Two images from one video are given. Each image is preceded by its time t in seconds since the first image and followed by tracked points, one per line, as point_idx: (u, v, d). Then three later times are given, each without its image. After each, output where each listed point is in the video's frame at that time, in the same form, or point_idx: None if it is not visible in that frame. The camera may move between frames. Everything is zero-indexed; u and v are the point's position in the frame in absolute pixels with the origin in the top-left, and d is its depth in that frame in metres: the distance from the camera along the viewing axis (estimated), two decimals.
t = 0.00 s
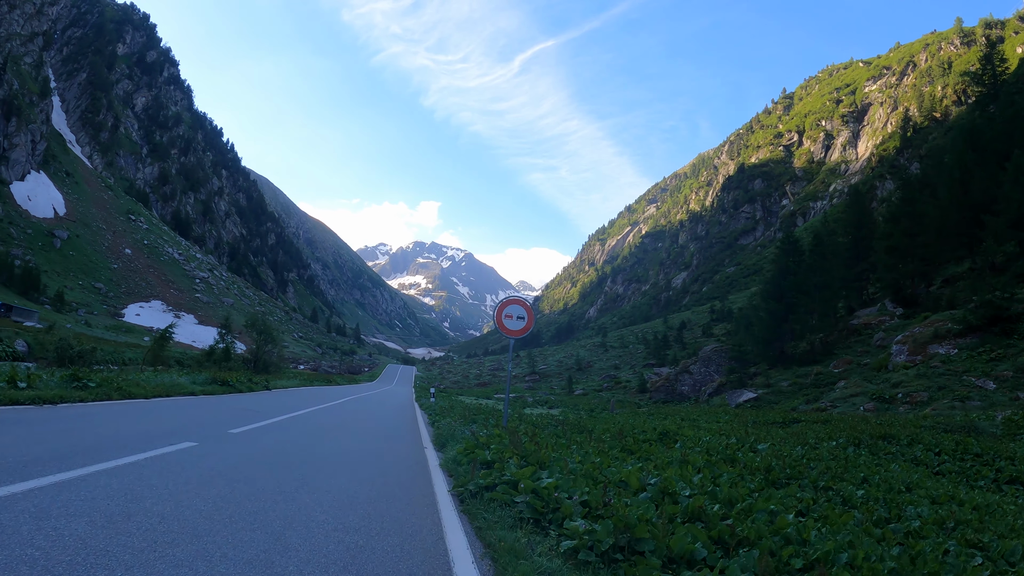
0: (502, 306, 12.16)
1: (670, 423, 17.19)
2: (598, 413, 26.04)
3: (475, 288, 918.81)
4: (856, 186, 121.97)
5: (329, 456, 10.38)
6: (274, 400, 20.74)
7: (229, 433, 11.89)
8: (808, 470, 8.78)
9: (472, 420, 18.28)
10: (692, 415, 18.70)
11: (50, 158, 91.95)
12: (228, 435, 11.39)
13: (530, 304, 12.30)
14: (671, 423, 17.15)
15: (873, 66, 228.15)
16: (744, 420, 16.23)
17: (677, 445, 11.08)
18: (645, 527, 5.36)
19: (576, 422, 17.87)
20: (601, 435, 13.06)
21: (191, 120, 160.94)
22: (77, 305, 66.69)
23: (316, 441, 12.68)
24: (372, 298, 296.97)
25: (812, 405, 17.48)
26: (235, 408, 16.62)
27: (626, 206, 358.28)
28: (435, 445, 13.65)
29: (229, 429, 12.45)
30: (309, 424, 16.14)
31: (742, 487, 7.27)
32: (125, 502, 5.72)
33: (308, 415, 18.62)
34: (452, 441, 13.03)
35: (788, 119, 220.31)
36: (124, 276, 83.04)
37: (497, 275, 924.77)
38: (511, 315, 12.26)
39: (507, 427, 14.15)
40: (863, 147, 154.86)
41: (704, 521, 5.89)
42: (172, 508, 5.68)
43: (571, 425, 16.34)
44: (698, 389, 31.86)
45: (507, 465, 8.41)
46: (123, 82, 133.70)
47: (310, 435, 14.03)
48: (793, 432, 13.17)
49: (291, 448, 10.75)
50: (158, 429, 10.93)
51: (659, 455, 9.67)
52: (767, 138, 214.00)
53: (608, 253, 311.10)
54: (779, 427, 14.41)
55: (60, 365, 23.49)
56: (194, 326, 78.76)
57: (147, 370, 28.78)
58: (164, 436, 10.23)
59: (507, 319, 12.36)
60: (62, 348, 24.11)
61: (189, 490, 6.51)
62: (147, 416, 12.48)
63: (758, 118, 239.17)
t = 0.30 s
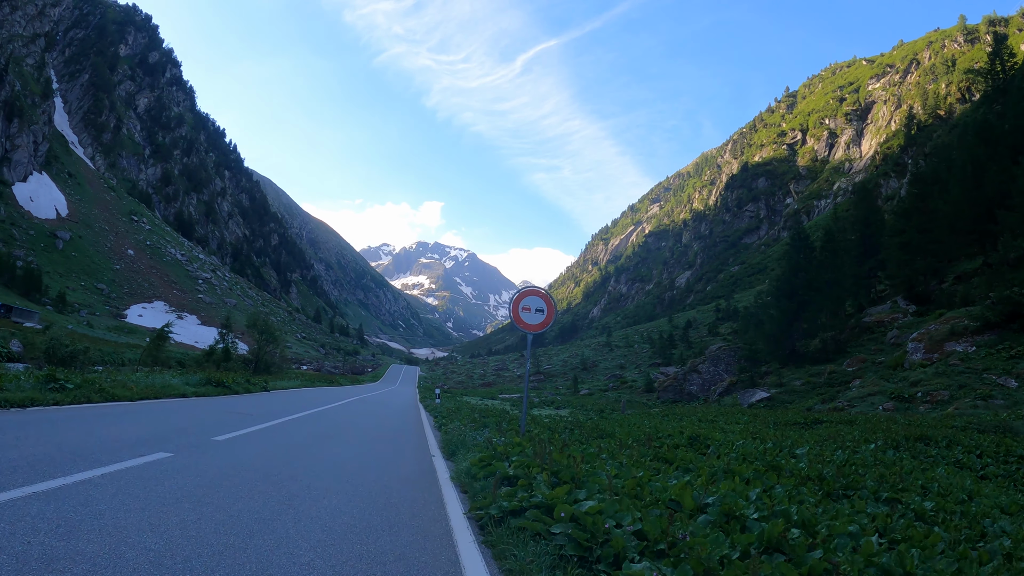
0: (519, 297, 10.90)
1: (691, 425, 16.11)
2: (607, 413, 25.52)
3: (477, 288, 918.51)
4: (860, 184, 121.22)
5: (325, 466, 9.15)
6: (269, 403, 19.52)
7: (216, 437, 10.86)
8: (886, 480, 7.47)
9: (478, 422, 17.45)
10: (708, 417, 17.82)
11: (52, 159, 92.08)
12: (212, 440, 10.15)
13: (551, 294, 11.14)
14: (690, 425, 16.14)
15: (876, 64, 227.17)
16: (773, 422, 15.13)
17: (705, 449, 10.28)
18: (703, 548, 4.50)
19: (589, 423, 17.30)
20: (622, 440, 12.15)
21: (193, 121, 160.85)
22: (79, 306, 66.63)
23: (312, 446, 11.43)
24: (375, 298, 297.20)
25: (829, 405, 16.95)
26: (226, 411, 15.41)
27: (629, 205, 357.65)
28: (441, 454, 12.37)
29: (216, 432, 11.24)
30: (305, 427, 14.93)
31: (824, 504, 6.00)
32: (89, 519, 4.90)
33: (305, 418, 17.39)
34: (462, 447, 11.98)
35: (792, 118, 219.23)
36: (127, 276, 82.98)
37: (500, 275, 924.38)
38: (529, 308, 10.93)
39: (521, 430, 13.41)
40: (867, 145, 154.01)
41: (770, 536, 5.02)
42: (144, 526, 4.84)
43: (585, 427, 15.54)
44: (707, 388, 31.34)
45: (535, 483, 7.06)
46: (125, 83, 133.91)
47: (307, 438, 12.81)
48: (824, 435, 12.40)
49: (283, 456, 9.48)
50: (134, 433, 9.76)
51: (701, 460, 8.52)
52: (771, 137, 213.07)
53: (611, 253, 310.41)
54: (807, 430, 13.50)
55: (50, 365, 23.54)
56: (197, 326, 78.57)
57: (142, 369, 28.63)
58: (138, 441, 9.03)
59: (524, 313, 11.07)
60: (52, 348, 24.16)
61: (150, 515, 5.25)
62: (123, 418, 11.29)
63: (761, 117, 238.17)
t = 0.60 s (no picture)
0: (535, 287, 10.10)
1: (708, 425, 15.28)
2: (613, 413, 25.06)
3: (478, 288, 918.41)
4: (862, 182, 120.74)
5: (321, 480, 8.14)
6: (258, 405, 18.44)
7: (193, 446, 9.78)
8: (973, 490, 6.48)
9: (481, 422, 16.78)
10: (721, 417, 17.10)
11: (52, 159, 91.78)
12: (191, 452, 9.09)
13: (572, 281, 10.31)
14: (704, 425, 15.39)
15: (877, 62, 226.75)
16: (795, 423, 14.29)
17: (737, 456, 9.34)
18: None
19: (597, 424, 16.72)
20: (642, 444, 11.26)
21: (193, 121, 160.42)
22: (78, 306, 66.26)
23: (306, 454, 10.43)
24: (376, 298, 296.99)
25: (843, 405, 16.42)
26: (211, 416, 14.33)
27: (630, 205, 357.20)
28: (447, 459, 11.42)
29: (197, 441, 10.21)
30: (298, 432, 13.92)
31: (925, 524, 4.99)
32: None
33: (298, 422, 16.37)
34: (469, 451, 11.19)
35: (792, 116, 218.83)
36: (127, 276, 82.58)
37: (501, 274, 924.05)
38: (548, 297, 10.15)
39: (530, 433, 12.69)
40: (868, 144, 153.51)
41: None
42: None
43: (594, 429, 14.77)
44: (714, 388, 30.92)
45: (571, 507, 5.63)
46: (125, 83, 133.55)
47: (300, 445, 11.79)
48: (859, 439, 11.48)
49: (272, 471, 8.45)
50: (101, 445, 8.69)
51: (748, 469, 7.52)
52: (772, 136, 212.57)
53: (611, 252, 310.01)
54: (834, 432, 12.70)
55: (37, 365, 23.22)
56: (196, 327, 78.20)
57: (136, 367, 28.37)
58: (106, 455, 7.99)
59: (541, 303, 10.32)
60: (42, 347, 23.86)
61: (90, 555, 4.23)
62: (90, 428, 10.16)
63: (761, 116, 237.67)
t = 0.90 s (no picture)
0: (557, 273, 9.31)
1: (725, 427, 14.52)
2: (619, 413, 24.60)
3: (478, 288, 918.30)
4: (863, 182, 120.29)
5: (319, 506, 7.22)
6: (247, 411, 17.45)
7: (172, 466, 8.86)
8: None
9: (486, 425, 16.10)
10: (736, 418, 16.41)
11: (52, 159, 91.32)
12: (169, 474, 8.17)
13: (598, 266, 9.54)
14: (719, 427, 14.71)
15: (879, 61, 226.09)
16: (820, 426, 13.53)
17: (774, 463, 8.62)
18: None
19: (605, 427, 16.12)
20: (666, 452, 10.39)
21: (194, 121, 159.89)
22: (77, 306, 65.86)
23: (301, 471, 9.53)
24: (376, 298, 296.76)
25: (858, 405, 15.95)
26: (196, 425, 13.32)
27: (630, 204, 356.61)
28: (454, 471, 10.57)
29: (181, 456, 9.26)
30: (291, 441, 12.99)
31: None
32: None
33: (291, 429, 15.39)
34: (477, 461, 10.40)
35: (793, 116, 218.34)
36: (127, 276, 82.20)
37: (501, 274, 923.76)
38: (572, 283, 9.30)
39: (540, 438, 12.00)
40: (869, 143, 152.94)
41: None
42: None
43: (605, 433, 14.03)
44: (720, 387, 30.51)
45: (629, 551, 4.45)
46: (125, 83, 133.10)
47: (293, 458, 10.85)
48: (893, 441, 10.82)
49: (262, 497, 7.49)
50: (64, 468, 7.71)
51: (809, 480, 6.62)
52: (773, 135, 212.06)
53: (612, 252, 309.56)
54: (856, 433, 12.23)
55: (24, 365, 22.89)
56: (196, 326, 77.78)
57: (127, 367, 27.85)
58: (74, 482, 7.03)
59: (565, 291, 9.49)
60: (30, 347, 23.53)
61: None
62: (58, 445, 9.19)
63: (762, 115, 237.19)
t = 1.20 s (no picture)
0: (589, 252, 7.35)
1: (744, 431, 13.74)
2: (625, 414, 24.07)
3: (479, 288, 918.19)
4: (865, 181, 119.87)
5: (314, 528, 6.17)
6: (233, 416, 16.19)
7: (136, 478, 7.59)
8: None
9: (492, 428, 15.28)
10: (750, 419, 15.74)
11: (51, 159, 90.85)
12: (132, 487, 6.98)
13: (635, 246, 7.69)
14: (737, 430, 13.97)
15: (879, 60, 225.68)
16: (842, 428, 12.86)
17: (831, 471, 7.62)
18: None
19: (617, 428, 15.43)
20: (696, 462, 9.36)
21: (194, 121, 159.45)
22: (76, 306, 65.44)
23: (292, 484, 8.42)
24: (377, 298, 296.61)
25: (873, 405, 15.44)
26: (175, 430, 12.07)
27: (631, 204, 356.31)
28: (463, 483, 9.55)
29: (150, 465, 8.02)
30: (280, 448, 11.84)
31: None
32: None
33: (280, 433, 14.22)
34: (485, 470, 9.43)
35: (795, 115, 217.63)
36: (126, 276, 81.78)
37: (502, 274, 923.23)
38: (608, 267, 7.31)
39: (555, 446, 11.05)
40: (870, 143, 152.64)
41: None
42: None
43: (619, 436, 13.20)
44: (726, 387, 30.01)
45: None
46: (125, 83, 132.64)
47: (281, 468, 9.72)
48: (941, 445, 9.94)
49: (244, 516, 6.37)
50: None
51: (895, 496, 5.56)
52: (774, 134, 211.59)
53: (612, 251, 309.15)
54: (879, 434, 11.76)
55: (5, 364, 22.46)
56: (196, 326, 77.39)
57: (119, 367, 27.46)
58: (8, 503, 5.76)
59: (597, 274, 7.45)
60: (12, 345, 23.13)
61: None
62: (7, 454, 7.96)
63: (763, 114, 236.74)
